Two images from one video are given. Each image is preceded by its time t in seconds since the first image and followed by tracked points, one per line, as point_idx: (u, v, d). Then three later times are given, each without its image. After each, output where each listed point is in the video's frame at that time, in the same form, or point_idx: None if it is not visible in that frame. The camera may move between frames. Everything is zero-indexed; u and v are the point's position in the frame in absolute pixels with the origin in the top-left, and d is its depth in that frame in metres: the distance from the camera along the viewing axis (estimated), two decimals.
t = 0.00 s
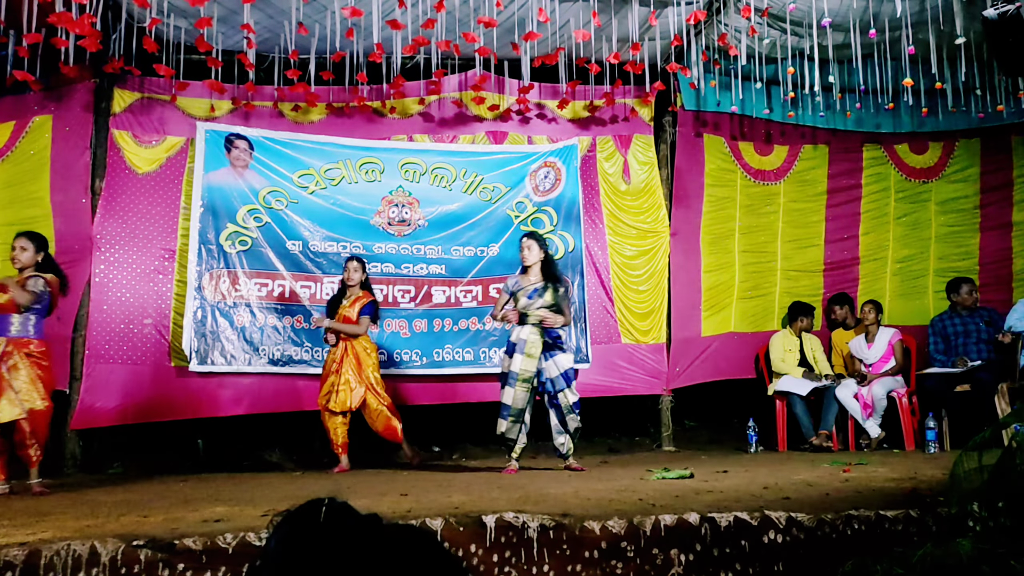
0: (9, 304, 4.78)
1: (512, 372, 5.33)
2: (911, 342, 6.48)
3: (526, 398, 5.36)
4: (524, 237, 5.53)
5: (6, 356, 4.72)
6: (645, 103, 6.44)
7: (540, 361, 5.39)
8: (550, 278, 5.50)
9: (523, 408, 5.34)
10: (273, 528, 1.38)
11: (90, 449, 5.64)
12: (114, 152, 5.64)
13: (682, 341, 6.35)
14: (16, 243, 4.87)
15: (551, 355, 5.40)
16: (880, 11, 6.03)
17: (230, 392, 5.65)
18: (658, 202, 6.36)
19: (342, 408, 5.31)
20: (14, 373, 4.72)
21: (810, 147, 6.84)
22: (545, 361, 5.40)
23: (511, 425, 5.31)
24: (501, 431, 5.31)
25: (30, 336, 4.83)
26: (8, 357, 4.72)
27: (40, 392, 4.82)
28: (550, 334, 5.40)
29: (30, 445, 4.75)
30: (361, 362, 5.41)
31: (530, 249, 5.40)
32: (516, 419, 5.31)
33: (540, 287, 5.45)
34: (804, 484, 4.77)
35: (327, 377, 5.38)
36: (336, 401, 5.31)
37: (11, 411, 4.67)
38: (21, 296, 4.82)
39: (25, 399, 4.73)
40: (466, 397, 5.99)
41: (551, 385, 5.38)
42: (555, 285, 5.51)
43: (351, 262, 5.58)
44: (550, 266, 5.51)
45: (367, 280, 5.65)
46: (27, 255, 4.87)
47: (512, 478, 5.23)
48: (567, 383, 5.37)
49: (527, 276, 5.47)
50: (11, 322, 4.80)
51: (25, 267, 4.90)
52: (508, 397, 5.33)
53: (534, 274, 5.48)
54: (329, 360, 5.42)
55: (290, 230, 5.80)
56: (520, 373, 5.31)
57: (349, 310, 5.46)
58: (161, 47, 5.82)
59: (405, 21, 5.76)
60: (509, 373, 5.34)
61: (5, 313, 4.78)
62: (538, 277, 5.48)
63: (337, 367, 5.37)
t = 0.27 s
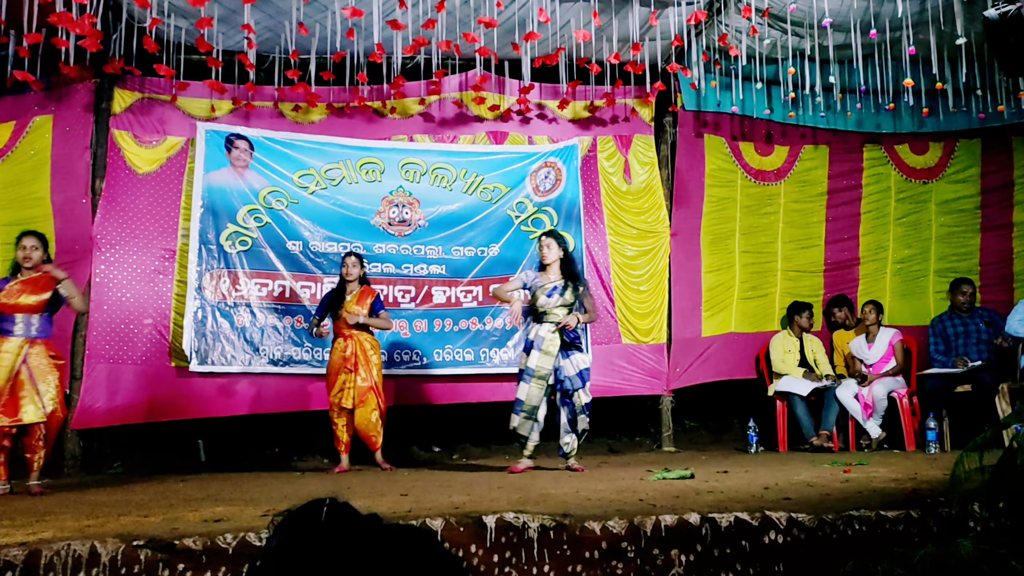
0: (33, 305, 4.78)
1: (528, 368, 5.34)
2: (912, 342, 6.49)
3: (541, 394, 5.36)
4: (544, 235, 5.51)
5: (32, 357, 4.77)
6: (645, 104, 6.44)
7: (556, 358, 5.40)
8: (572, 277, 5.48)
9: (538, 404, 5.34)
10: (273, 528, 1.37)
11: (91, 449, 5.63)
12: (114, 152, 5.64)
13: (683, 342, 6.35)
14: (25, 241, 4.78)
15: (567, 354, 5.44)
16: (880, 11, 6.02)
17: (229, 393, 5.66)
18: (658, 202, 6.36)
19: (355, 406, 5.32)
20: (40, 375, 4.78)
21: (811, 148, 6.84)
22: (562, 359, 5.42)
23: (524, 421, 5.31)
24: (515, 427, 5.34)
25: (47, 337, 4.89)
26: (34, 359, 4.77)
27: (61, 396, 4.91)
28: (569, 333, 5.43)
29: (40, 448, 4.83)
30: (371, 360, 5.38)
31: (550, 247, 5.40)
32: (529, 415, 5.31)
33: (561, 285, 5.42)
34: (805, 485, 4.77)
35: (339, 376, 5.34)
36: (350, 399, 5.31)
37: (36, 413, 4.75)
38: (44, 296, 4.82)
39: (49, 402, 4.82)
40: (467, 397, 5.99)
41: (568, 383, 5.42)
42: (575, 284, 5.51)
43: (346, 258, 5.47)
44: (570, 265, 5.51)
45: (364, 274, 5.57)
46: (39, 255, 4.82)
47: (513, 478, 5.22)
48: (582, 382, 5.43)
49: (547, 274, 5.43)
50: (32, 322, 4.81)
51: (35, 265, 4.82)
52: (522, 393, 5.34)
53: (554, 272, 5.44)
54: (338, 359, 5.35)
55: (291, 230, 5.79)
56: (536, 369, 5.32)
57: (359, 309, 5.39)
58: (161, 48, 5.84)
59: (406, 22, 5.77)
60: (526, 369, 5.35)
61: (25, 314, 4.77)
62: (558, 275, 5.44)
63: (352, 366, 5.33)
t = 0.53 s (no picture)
0: (48, 305, 4.80)
1: (539, 371, 5.40)
2: (912, 343, 6.50)
3: (556, 396, 5.43)
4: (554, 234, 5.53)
5: (50, 356, 4.79)
6: (645, 104, 6.45)
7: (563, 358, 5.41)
8: (578, 278, 5.51)
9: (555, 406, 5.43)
10: (271, 528, 1.37)
11: (91, 449, 5.63)
12: (114, 153, 5.65)
13: (683, 342, 6.36)
14: (35, 242, 4.79)
15: (572, 352, 5.43)
16: (880, 12, 6.01)
17: (229, 393, 5.66)
18: (658, 202, 6.36)
19: (366, 406, 5.36)
20: (58, 373, 4.80)
21: (811, 148, 6.84)
22: (569, 358, 5.41)
23: (546, 424, 5.40)
24: (536, 431, 5.41)
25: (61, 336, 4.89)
26: (53, 357, 4.79)
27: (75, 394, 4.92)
28: (574, 332, 5.43)
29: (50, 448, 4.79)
30: (379, 358, 5.43)
31: (559, 247, 5.39)
32: (550, 418, 5.40)
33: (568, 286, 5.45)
34: (804, 485, 4.77)
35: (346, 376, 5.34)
36: (361, 399, 5.35)
37: (54, 412, 4.75)
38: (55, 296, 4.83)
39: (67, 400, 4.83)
40: (467, 397, 5.99)
41: (574, 381, 5.40)
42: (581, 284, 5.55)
43: (352, 256, 5.44)
44: (577, 266, 5.54)
45: (368, 274, 5.55)
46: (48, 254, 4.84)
47: (513, 478, 5.23)
48: (589, 381, 5.42)
49: (554, 274, 5.45)
50: (46, 321, 4.82)
51: (45, 264, 4.85)
52: (537, 397, 5.42)
53: (561, 272, 5.46)
54: (345, 360, 5.34)
55: (291, 231, 5.80)
56: (546, 371, 5.39)
57: (369, 310, 5.41)
58: (161, 48, 5.85)
59: (405, 22, 5.77)
60: (536, 372, 5.42)
61: (37, 313, 4.78)
62: (564, 274, 5.46)
63: (362, 365, 5.36)
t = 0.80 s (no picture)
0: (52, 305, 4.82)
1: (538, 370, 5.43)
2: (914, 342, 6.51)
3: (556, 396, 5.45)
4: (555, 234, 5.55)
5: (52, 355, 4.82)
6: (646, 104, 6.45)
7: (564, 358, 5.42)
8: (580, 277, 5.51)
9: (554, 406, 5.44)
10: (272, 528, 1.37)
11: (92, 450, 5.64)
12: (115, 153, 5.65)
13: (683, 342, 6.35)
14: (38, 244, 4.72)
15: (572, 352, 5.43)
16: (880, 12, 6.03)
17: (230, 394, 5.66)
18: (659, 202, 6.37)
19: (370, 407, 5.37)
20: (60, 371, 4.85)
21: (811, 148, 6.84)
22: (569, 358, 5.41)
23: (544, 424, 5.41)
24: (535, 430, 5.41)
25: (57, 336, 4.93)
26: (55, 356, 4.83)
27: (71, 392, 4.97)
28: (574, 331, 5.43)
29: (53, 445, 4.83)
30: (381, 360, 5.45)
31: (560, 246, 5.41)
32: (548, 418, 5.41)
33: (567, 285, 5.45)
34: (805, 485, 4.77)
35: (349, 377, 5.33)
36: (366, 401, 5.35)
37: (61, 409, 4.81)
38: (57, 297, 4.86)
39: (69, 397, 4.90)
40: (468, 398, 5.98)
41: (573, 382, 5.40)
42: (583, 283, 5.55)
43: (356, 257, 5.44)
44: (579, 265, 5.54)
45: (370, 275, 5.55)
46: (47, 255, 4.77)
47: (514, 478, 5.23)
48: (588, 382, 5.41)
49: (555, 274, 5.47)
50: (43, 320, 4.83)
51: (45, 265, 4.79)
52: (537, 397, 5.44)
53: (561, 272, 5.47)
54: (349, 361, 5.34)
55: (291, 231, 5.80)
56: (545, 371, 5.40)
57: (373, 311, 5.43)
58: (163, 48, 5.82)
59: (406, 22, 5.78)
60: (537, 372, 5.43)
61: (38, 312, 4.79)
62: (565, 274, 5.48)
63: (362, 366, 5.36)
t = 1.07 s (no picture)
0: (46, 305, 4.78)
1: (545, 371, 5.42)
2: (916, 344, 6.53)
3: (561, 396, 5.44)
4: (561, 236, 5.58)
5: (45, 356, 4.79)
6: (648, 105, 6.45)
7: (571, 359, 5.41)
8: (586, 277, 5.52)
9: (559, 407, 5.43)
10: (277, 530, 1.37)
11: (95, 451, 5.64)
12: (118, 155, 5.65)
13: (686, 343, 6.34)
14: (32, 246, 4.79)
15: (578, 354, 5.42)
16: (883, 12, 6.04)
17: (232, 395, 5.66)
18: (661, 203, 6.37)
19: (362, 410, 5.33)
20: (53, 372, 4.82)
21: (814, 149, 6.84)
22: (575, 359, 5.40)
23: (549, 424, 5.41)
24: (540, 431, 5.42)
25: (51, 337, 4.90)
26: (48, 357, 4.81)
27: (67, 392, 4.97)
28: (581, 333, 5.42)
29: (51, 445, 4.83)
30: (374, 364, 5.39)
31: (566, 248, 5.43)
32: (553, 418, 5.40)
33: (575, 284, 5.45)
34: (808, 486, 4.77)
35: (341, 378, 5.32)
36: (356, 403, 5.32)
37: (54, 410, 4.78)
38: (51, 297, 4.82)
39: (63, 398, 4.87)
40: (470, 399, 5.98)
41: (580, 383, 5.37)
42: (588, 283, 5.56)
43: (355, 260, 5.44)
44: (585, 265, 5.54)
45: (370, 278, 5.55)
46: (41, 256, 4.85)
47: (516, 479, 5.23)
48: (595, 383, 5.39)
49: (561, 275, 5.48)
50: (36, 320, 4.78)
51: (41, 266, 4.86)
52: (542, 397, 5.43)
53: (568, 273, 5.49)
54: (340, 362, 5.33)
55: (293, 232, 5.80)
56: (552, 371, 5.39)
57: (366, 313, 5.39)
58: (166, 49, 5.82)
59: (409, 23, 5.74)
60: (543, 372, 5.43)
61: (32, 313, 4.74)
62: (571, 275, 5.49)
63: (356, 368, 5.33)
